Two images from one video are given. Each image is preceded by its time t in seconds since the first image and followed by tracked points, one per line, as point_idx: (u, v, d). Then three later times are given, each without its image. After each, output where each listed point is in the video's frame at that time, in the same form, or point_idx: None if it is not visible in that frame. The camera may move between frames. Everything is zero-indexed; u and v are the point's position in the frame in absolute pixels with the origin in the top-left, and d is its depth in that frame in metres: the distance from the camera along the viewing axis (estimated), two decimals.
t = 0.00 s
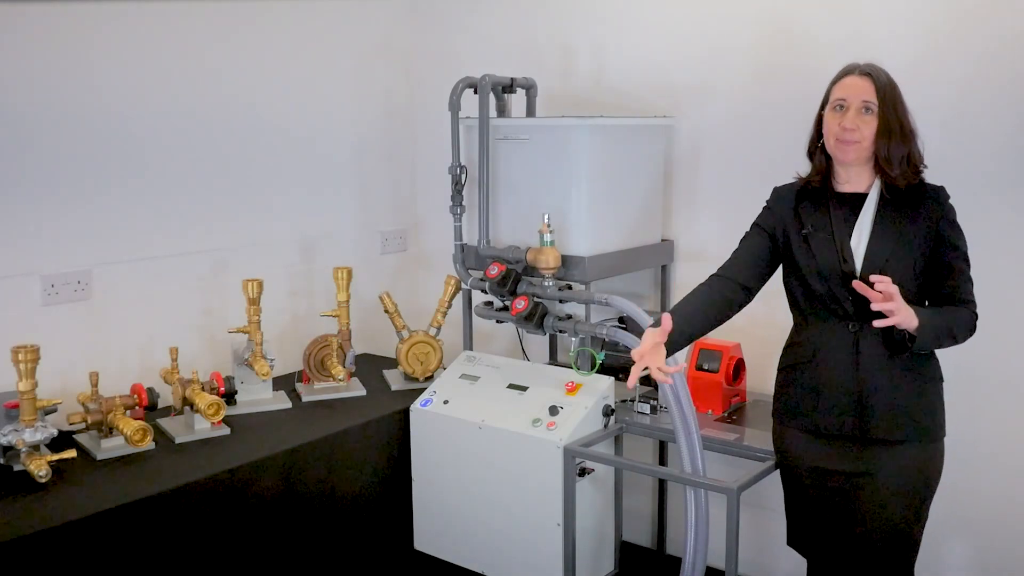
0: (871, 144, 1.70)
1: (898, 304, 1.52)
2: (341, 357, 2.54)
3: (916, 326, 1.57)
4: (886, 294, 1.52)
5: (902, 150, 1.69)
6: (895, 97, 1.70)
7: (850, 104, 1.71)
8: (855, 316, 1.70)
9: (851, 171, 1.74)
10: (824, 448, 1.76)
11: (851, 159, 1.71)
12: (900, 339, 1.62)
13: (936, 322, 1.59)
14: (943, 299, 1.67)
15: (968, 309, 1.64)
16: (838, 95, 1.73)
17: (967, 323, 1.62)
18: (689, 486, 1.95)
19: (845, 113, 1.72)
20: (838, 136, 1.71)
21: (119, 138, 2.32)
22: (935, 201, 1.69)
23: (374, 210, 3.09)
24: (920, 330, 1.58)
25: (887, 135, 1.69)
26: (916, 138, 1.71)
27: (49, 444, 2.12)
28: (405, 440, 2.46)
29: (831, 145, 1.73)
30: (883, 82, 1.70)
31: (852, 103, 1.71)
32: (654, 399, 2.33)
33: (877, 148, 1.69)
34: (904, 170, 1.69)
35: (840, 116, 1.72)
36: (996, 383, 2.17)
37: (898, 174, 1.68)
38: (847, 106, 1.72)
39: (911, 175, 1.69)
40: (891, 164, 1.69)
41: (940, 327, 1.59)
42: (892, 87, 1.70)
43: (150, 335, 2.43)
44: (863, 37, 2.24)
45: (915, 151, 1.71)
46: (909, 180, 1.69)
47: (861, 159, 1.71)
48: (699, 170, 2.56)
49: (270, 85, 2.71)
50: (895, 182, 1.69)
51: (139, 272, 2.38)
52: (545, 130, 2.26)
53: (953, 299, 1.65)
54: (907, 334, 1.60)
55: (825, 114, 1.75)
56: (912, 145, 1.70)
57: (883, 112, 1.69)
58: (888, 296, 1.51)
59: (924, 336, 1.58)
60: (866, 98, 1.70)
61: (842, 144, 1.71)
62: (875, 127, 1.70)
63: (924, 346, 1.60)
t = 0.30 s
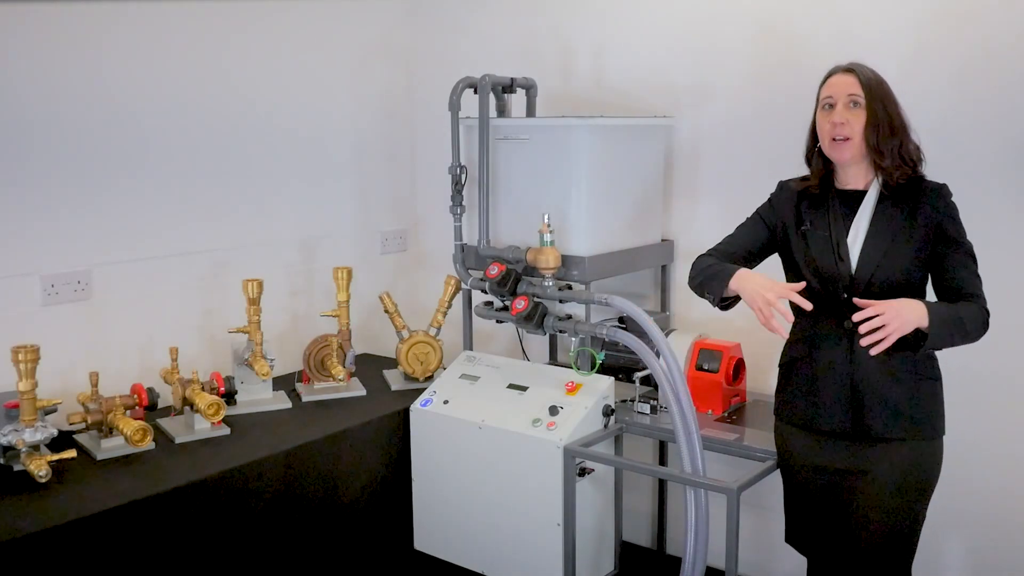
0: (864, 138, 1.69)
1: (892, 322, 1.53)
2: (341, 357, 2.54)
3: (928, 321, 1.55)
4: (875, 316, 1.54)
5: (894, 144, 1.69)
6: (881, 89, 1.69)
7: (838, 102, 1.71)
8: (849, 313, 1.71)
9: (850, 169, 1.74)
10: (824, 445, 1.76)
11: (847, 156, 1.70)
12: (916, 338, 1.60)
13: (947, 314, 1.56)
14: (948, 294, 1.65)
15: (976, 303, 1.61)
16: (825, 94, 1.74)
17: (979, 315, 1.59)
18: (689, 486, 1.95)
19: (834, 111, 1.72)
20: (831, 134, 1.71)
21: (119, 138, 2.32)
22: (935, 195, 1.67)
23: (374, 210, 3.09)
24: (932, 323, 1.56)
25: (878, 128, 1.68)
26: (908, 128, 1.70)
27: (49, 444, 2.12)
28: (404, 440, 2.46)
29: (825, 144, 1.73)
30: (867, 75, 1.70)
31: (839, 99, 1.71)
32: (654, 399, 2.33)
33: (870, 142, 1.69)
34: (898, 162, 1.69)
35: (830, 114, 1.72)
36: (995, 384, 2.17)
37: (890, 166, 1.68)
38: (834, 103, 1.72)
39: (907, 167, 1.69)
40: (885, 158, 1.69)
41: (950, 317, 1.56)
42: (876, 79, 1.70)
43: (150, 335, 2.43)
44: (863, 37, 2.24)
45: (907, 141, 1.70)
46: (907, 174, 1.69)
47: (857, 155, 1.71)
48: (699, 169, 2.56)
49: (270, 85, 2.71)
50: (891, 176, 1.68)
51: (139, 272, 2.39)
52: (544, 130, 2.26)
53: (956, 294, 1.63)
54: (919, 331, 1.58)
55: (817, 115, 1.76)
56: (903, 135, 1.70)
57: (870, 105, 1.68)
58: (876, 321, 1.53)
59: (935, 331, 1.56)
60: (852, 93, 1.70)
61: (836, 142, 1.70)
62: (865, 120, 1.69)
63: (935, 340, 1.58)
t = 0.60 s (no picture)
0: (866, 130, 1.70)
1: (887, 238, 1.54)
2: (341, 357, 2.54)
3: (910, 274, 1.57)
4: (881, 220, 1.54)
5: (898, 138, 1.70)
6: (879, 82, 1.71)
7: (837, 96, 1.72)
8: (849, 317, 1.70)
9: (854, 166, 1.75)
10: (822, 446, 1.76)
11: (851, 148, 1.70)
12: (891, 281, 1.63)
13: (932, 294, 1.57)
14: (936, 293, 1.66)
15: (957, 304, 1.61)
16: (824, 90, 1.75)
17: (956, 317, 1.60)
18: (689, 486, 1.95)
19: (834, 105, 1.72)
20: (833, 129, 1.70)
21: (119, 138, 2.32)
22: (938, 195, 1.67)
23: (374, 210, 3.09)
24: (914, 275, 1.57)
25: (879, 120, 1.69)
26: (907, 121, 1.72)
27: (49, 444, 2.12)
28: (405, 440, 2.46)
29: (827, 139, 1.73)
30: (864, 69, 1.72)
31: (839, 93, 1.72)
32: (654, 399, 2.33)
33: (872, 134, 1.69)
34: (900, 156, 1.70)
35: (830, 108, 1.73)
36: (996, 384, 2.17)
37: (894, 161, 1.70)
38: (834, 98, 1.73)
39: (910, 161, 1.70)
40: (889, 152, 1.70)
41: (934, 303, 1.58)
42: (874, 73, 1.71)
43: (150, 335, 2.43)
44: (863, 37, 2.23)
45: (909, 134, 1.71)
46: (911, 171, 1.70)
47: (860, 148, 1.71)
48: (699, 170, 2.56)
49: (270, 85, 2.71)
50: (898, 174, 1.70)
51: (139, 272, 2.38)
52: (544, 130, 2.26)
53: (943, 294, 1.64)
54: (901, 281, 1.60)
55: (817, 112, 1.76)
56: (905, 129, 1.71)
57: (870, 97, 1.69)
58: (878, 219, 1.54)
59: (914, 292, 1.57)
60: (851, 86, 1.71)
61: (839, 135, 1.70)
62: (866, 112, 1.70)
63: (919, 315, 1.59)
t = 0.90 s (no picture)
0: (875, 124, 1.69)
1: (881, 280, 1.54)
2: (341, 357, 2.54)
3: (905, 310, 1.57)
4: (882, 257, 1.54)
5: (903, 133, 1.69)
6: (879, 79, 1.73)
7: (841, 93, 1.72)
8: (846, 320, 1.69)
9: (861, 165, 1.72)
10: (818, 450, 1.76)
11: (862, 142, 1.68)
12: (887, 316, 1.63)
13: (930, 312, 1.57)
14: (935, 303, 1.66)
15: (961, 314, 1.62)
16: (826, 91, 1.75)
17: (959, 330, 1.59)
18: (689, 485, 1.95)
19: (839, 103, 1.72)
20: (841, 124, 1.70)
21: (119, 137, 2.32)
22: (942, 200, 1.66)
23: (374, 210, 3.09)
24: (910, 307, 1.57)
25: (886, 113, 1.69)
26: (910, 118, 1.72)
27: (49, 444, 2.12)
28: (405, 440, 2.46)
29: (836, 137, 1.71)
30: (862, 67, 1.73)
31: (843, 90, 1.71)
32: (654, 399, 2.33)
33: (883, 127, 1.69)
34: (908, 151, 1.69)
35: (835, 106, 1.72)
36: (997, 384, 2.17)
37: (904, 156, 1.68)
38: (838, 96, 1.72)
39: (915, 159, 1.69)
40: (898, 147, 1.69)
41: (935, 319, 1.58)
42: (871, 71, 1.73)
43: (150, 335, 2.43)
44: (864, 37, 2.23)
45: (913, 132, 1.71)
46: (916, 171, 1.67)
47: (871, 143, 1.69)
48: (699, 169, 2.56)
49: (269, 85, 2.70)
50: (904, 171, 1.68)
51: (139, 271, 2.38)
52: (544, 130, 2.26)
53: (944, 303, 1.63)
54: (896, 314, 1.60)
55: (821, 113, 1.75)
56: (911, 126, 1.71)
57: (874, 92, 1.70)
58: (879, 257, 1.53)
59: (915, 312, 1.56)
60: (854, 82, 1.71)
61: (848, 130, 1.69)
62: (873, 105, 1.70)
63: (923, 329, 1.58)
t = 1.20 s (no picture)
0: (883, 125, 1.67)
1: (902, 236, 1.52)
2: (341, 357, 2.54)
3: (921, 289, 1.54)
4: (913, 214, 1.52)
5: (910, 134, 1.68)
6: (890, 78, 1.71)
7: (850, 91, 1.71)
8: (843, 322, 1.69)
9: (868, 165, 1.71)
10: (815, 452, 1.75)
11: (868, 142, 1.67)
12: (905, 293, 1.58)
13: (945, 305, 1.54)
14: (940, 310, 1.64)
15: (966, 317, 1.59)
16: (835, 88, 1.74)
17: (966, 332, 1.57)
18: (689, 486, 1.95)
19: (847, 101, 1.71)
20: (848, 123, 1.68)
21: (119, 137, 2.32)
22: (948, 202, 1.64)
23: (374, 210, 3.10)
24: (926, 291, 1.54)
25: (895, 114, 1.67)
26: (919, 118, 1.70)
27: (49, 444, 2.12)
28: (404, 440, 2.46)
29: (843, 135, 1.70)
30: (873, 65, 1.72)
31: (851, 88, 1.70)
32: (654, 399, 2.33)
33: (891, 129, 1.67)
34: (914, 152, 1.68)
35: (843, 104, 1.71)
36: (998, 384, 2.17)
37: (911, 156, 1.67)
38: (846, 95, 1.71)
39: (921, 163, 1.68)
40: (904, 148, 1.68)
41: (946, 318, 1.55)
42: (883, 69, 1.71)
43: (150, 335, 2.43)
44: (864, 36, 2.23)
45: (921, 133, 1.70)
46: (923, 173, 1.67)
47: (878, 144, 1.68)
48: (699, 169, 2.57)
49: (270, 85, 2.71)
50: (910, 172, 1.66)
51: (139, 272, 2.38)
52: (544, 130, 2.26)
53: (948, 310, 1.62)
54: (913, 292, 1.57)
55: (829, 110, 1.74)
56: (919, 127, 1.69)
57: (883, 91, 1.68)
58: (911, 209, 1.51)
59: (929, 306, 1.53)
60: (864, 81, 1.70)
61: (855, 130, 1.68)
62: (881, 106, 1.68)
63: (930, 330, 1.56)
